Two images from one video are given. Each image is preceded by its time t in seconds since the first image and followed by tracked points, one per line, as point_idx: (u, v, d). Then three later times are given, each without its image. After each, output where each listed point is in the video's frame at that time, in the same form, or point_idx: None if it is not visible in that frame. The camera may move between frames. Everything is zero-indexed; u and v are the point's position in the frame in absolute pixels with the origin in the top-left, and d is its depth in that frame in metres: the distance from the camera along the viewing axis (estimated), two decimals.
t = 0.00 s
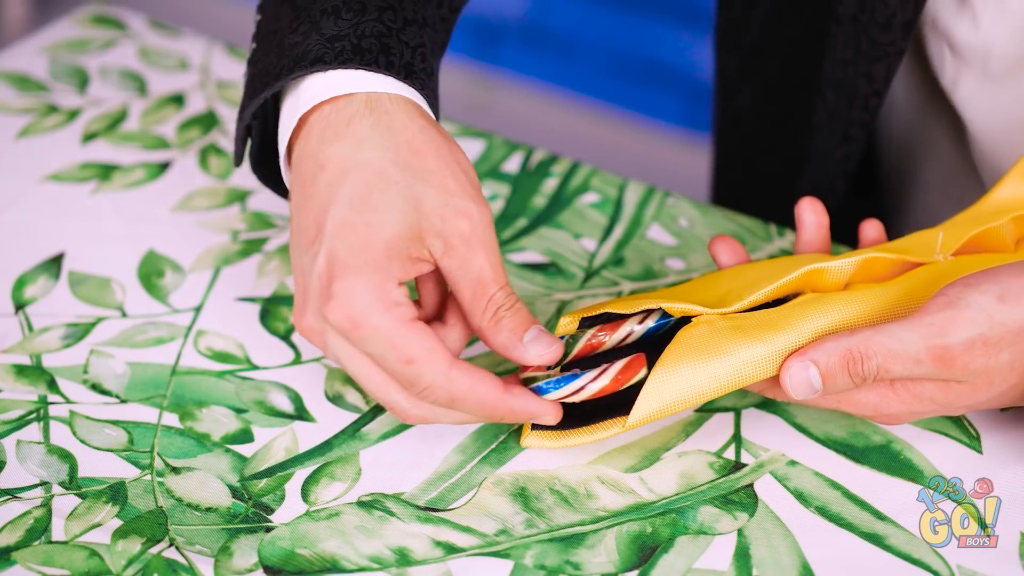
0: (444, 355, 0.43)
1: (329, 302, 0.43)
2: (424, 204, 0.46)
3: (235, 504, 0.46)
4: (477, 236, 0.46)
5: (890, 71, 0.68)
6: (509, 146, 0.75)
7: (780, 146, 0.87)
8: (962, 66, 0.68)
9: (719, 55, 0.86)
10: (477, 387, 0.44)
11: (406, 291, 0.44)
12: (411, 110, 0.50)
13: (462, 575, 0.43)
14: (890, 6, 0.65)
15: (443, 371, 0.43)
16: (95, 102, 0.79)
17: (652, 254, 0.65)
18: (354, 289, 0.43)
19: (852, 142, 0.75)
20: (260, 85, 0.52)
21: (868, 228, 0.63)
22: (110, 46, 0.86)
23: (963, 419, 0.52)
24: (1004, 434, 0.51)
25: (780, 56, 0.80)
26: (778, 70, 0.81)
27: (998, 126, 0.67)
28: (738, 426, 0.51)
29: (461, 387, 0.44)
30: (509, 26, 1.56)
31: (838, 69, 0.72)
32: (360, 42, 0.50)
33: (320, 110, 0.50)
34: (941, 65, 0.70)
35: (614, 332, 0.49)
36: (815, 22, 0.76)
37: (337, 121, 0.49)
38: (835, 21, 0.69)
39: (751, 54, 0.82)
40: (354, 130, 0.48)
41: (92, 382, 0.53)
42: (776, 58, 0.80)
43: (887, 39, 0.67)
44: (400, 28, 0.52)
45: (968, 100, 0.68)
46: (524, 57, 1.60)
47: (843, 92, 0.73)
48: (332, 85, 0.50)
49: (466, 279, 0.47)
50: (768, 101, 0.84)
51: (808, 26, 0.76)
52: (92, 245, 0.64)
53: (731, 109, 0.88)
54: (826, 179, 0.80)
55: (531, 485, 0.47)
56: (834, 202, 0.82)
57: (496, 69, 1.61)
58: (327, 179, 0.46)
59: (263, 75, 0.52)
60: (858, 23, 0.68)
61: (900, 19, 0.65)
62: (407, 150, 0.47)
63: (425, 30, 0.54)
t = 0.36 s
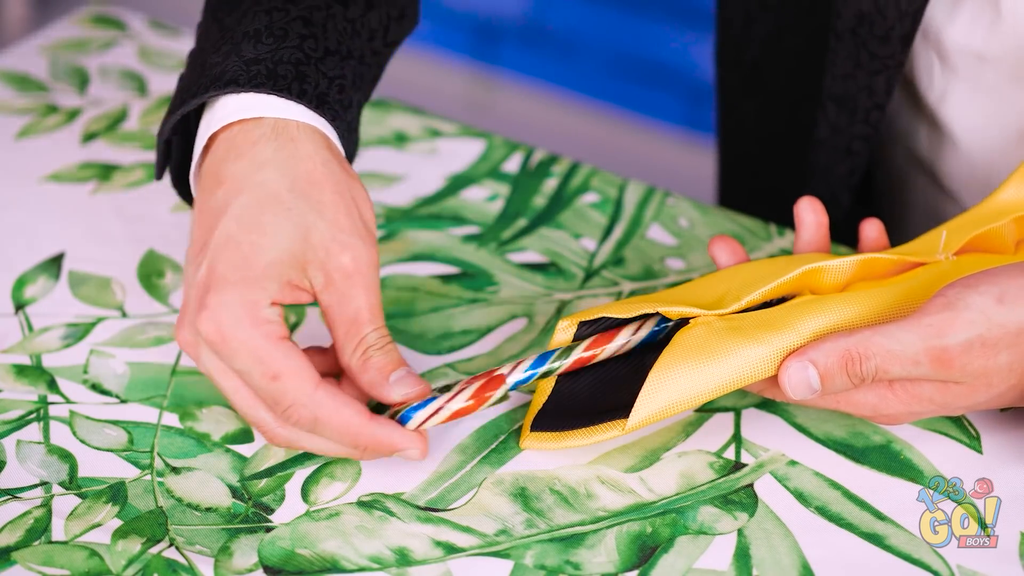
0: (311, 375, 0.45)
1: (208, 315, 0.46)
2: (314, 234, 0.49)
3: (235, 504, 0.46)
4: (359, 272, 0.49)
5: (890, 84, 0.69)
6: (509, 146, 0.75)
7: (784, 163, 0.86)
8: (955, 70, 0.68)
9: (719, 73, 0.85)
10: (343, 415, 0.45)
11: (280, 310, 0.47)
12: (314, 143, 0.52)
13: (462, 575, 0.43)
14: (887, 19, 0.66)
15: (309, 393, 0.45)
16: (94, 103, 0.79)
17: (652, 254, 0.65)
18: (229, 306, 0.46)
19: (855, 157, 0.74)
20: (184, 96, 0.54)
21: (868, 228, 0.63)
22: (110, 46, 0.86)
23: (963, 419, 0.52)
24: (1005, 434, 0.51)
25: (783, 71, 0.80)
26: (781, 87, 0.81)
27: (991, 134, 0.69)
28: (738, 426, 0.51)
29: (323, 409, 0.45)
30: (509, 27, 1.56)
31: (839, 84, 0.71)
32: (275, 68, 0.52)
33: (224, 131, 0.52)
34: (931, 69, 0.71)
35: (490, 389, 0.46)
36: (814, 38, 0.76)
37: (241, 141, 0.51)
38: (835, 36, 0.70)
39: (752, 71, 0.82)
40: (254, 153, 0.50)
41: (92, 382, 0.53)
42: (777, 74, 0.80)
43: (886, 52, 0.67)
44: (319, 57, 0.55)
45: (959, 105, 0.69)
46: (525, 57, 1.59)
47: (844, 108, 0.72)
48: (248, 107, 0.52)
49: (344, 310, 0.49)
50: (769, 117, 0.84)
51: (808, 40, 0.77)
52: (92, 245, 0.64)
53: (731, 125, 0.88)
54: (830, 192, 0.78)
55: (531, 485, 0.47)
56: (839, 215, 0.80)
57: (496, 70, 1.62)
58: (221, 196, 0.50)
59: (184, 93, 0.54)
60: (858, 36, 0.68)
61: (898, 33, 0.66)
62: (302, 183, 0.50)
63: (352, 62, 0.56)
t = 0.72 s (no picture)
0: None
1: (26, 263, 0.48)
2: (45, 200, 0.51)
3: (235, 504, 0.46)
4: (77, 223, 0.51)
5: (894, 89, 0.69)
6: (508, 146, 0.75)
7: (787, 171, 0.85)
8: (955, 72, 0.68)
9: (721, 79, 0.85)
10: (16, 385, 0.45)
11: None
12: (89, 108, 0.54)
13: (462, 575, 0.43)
14: (892, 25, 0.66)
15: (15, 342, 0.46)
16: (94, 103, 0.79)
17: (652, 254, 0.65)
18: None
19: (858, 161, 0.74)
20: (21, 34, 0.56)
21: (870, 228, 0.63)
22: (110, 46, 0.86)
23: (963, 419, 0.52)
24: (1005, 434, 0.51)
25: (785, 76, 0.80)
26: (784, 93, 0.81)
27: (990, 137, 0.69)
28: (738, 425, 0.51)
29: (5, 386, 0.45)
30: (510, 27, 1.56)
31: (843, 89, 0.71)
32: (86, 28, 0.56)
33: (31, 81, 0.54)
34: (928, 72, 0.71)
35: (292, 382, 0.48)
36: (815, 43, 0.77)
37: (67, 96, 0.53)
38: (837, 41, 0.70)
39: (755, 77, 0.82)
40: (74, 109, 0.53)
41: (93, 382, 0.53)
42: (778, 79, 0.80)
43: (890, 57, 0.67)
44: (139, 26, 0.57)
45: (957, 110, 0.70)
46: (525, 57, 1.59)
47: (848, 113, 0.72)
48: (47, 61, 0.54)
49: (45, 264, 0.50)
50: (770, 121, 0.83)
51: (808, 45, 0.77)
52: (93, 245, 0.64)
53: (733, 130, 0.88)
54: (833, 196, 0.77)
55: (531, 485, 0.47)
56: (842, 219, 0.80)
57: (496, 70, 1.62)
58: None
59: None
60: (861, 41, 0.68)
61: (902, 38, 0.66)
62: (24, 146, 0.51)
63: (154, 55, 0.57)
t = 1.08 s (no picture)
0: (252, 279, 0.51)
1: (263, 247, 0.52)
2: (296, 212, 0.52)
3: (235, 504, 0.46)
4: (349, 211, 0.52)
5: (908, 87, 0.69)
6: (509, 146, 0.75)
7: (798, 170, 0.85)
8: (962, 67, 0.68)
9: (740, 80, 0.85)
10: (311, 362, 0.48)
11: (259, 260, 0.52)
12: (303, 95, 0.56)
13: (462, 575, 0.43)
14: (904, 21, 0.66)
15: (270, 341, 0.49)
16: (95, 103, 0.79)
17: (652, 254, 0.65)
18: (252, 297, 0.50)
19: (873, 160, 0.74)
20: (252, 63, 0.60)
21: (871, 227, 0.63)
22: (111, 46, 0.86)
23: (962, 419, 0.52)
24: (1005, 434, 0.51)
25: (804, 76, 0.79)
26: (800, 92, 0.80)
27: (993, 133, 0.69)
28: (738, 425, 0.51)
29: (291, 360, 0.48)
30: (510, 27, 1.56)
31: (857, 88, 0.71)
32: (316, 32, 0.59)
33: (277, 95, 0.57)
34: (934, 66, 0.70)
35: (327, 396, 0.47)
36: (834, 43, 0.76)
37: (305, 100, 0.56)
38: (853, 39, 0.69)
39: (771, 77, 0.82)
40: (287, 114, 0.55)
41: (92, 382, 0.53)
42: (798, 80, 0.80)
43: (903, 53, 0.67)
44: (360, 22, 0.60)
45: (964, 104, 0.69)
46: (525, 57, 1.59)
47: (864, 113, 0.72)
48: (298, 69, 0.57)
49: (332, 259, 0.50)
50: (794, 123, 0.83)
51: (829, 44, 0.76)
52: (93, 245, 0.64)
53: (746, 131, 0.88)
54: (847, 197, 0.79)
55: (531, 485, 0.47)
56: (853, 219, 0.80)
57: (496, 69, 1.62)
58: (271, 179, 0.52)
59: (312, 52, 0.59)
60: (875, 39, 0.68)
61: (914, 34, 0.66)
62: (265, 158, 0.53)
63: (382, 45, 0.60)
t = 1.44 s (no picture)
0: (40, 191, 0.53)
1: None
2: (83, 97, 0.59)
3: (235, 504, 0.46)
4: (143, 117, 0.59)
5: (887, 71, 0.68)
6: (508, 146, 0.75)
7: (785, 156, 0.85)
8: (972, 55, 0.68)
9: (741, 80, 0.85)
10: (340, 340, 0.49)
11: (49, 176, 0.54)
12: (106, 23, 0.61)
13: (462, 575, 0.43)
14: (885, 5, 0.65)
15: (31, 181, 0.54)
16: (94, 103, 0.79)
17: (652, 254, 0.65)
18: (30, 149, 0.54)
19: (851, 145, 0.74)
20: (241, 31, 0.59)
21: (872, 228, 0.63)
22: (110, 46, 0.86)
23: (962, 419, 0.52)
24: (1005, 434, 0.51)
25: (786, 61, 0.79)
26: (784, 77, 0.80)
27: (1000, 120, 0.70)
28: (738, 425, 0.51)
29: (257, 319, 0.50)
30: (509, 26, 1.55)
31: (835, 72, 0.71)
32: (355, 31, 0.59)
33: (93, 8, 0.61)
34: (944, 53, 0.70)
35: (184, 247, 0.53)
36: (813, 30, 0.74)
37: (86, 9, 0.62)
38: (832, 23, 0.69)
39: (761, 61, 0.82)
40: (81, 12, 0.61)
41: (92, 382, 0.53)
42: (784, 65, 0.79)
43: (884, 38, 0.66)
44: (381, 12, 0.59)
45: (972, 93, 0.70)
46: (525, 57, 1.59)
47: (840, 96, 0.72)
48: None
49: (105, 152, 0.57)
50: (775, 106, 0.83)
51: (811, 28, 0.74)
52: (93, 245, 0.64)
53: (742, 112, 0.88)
54: (825, 182, 0.78)
55: (531, 485, 0.47)
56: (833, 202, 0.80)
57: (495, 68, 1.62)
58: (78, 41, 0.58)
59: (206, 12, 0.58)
60: (855, 23, 0.68)
61: (896, 18, 0.65)
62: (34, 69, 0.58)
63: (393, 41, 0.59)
